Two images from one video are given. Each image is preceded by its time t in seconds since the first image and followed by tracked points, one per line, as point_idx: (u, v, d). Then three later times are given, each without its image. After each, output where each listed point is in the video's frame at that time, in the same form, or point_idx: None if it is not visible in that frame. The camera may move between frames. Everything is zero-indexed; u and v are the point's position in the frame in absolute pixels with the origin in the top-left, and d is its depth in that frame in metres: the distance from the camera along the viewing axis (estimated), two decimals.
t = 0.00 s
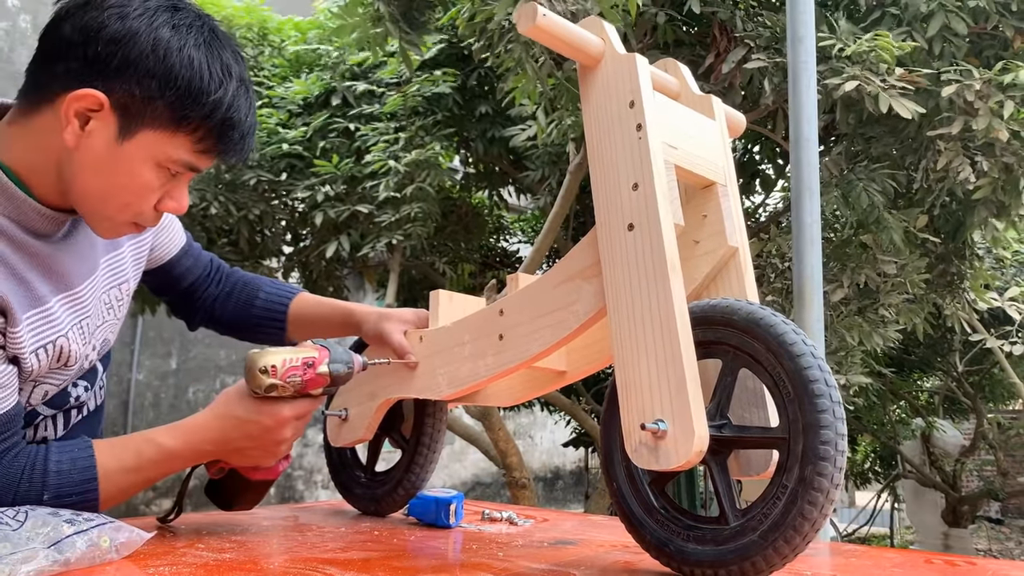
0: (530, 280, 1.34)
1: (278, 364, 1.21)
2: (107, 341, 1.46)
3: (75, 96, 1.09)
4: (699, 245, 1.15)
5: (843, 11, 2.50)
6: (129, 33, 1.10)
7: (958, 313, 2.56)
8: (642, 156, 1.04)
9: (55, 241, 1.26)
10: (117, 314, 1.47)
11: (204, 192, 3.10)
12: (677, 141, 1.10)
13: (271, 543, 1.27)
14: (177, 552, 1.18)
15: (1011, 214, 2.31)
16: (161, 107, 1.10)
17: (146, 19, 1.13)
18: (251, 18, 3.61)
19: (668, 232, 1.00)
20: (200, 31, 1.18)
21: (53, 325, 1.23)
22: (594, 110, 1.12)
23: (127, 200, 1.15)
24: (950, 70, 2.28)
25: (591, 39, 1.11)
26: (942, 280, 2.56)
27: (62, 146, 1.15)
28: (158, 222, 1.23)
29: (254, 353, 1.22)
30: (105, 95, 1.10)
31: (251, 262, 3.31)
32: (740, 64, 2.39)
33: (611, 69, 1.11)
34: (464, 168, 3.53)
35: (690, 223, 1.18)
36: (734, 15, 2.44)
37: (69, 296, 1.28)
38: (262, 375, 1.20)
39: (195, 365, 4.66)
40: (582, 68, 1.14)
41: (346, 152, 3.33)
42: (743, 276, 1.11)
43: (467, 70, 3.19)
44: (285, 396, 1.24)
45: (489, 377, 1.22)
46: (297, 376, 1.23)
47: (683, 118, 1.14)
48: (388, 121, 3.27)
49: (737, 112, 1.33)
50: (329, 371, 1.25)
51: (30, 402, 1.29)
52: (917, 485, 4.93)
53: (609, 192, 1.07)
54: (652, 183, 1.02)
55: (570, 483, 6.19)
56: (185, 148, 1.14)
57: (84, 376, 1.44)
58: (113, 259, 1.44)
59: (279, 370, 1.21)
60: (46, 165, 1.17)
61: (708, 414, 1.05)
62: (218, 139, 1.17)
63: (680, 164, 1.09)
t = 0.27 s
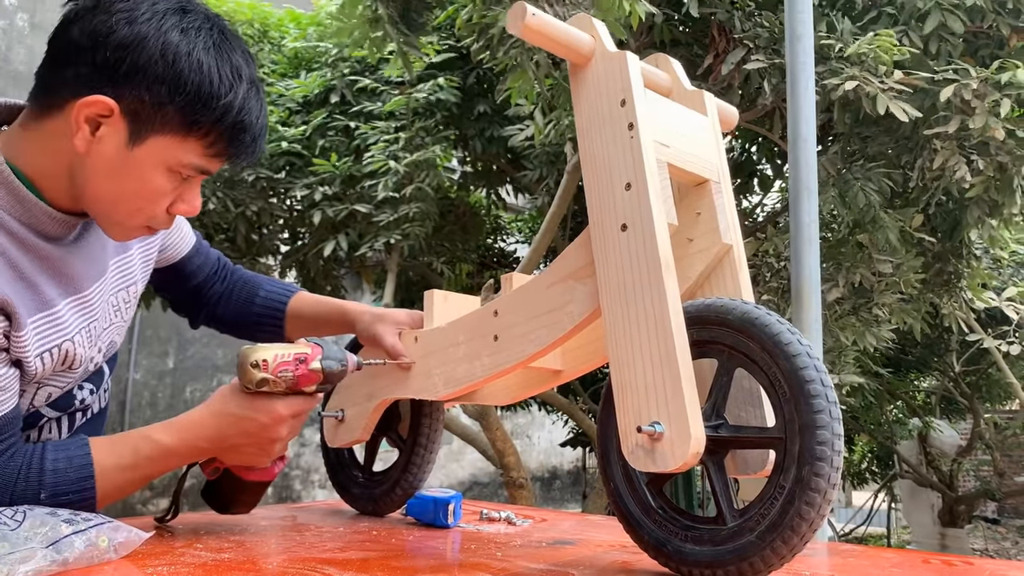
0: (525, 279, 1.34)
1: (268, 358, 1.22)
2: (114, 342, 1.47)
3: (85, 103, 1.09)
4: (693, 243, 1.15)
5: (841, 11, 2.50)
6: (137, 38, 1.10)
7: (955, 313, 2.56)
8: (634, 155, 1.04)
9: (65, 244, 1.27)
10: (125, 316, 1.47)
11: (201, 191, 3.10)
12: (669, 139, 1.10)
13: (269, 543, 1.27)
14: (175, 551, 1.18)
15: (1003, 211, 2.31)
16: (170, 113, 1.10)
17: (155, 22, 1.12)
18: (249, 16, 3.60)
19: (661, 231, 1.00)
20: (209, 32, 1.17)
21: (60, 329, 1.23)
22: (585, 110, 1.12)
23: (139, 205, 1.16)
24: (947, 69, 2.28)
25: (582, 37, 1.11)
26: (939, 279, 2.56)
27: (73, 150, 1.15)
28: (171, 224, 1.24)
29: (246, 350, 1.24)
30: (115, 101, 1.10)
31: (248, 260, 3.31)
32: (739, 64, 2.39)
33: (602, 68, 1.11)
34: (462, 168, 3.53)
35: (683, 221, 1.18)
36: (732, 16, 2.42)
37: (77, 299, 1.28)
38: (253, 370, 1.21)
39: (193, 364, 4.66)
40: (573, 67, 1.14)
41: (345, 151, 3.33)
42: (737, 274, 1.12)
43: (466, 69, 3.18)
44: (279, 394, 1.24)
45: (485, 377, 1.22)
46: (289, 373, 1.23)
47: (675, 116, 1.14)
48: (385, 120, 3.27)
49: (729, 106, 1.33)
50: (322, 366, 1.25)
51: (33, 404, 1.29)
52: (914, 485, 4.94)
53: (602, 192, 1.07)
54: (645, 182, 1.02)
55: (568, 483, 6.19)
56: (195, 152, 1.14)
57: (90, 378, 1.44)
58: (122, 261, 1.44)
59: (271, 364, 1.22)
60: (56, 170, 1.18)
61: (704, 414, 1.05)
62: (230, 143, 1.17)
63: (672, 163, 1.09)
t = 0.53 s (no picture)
0: (526, 279, 1.34)
1: (278, 364, 1.21)
2: (130, 345, 1.48)
3: (120, 114, 1.11)
4: (696, 244, 1.15)
5: (841, 11, 2.50)
6: (179, 54, 1.11)
7: (955, 313, 2.56)
8: (638, 155, 1.04)
9: (86, 248, 1.27)
10: (142, 320, 1.49)
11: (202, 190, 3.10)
12: (673, 140, 1.10)
13: (269, 543, 1.27)
14: (176, 551, 1.18)
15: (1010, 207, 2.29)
16: (205, 130, 1.11)
17: (197, 40, 1.13)
18: (249, 16, 3.60)
19: (664, 231, 1.00)
20: (249, 53, 1.18)
21: (78, 333, 1.24)
22: (589, 111, 1.12)
23: (163, 216, 1.17)
24: (947, 69, 2.28)
25: (586, 38, 1.11)
26: (939, 279, 2.56)
27: (104, 158, 1.16)
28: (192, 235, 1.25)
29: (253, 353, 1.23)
30: (151, 114, 1.11)
31: (249, 259, 3.31)
32: (739, 65, 2.39)
33: (605, 68, 1.11)
34: (462, 167, 3.53)
35: (685, 222, 1.18)
36: (732, 17, 2.42)
37: (96, 302, 1.29)
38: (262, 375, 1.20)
39: (193, 363, 4.65)
40: (576, 68, 1.14)
41: (345, 150, 3.33)
42: (739, 274, 1.12)
43: (466, 68, 3.18)
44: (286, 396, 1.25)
45: (487, 377, 1.22)
46: (297, 377, 1.23)
47: (678, 117, 1.15)
48: (386, 120, 3.27)
49: (732, 108, 1.33)
50: (330, 370, 1.26)
51: (47, 404, 1.30)
52: (914, 485, 4.93)
53: (605, 192, 1.08)
54: (648, 182, 1.02)
55: (568, 483, 6.19)
56: (225, 169, 1.16)
57: (106, 380, 1.45)
58: (140, 266, 1.46)
59: (279, 369, 1.21)
60: (83, 175, 1.19)
61: (706, 414, 1.05)
62: (260, 162, 1.18)
63: (676, 163, 1.09)
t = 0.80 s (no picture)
0: (525, 279, 1.34)
1: (274, 364, 1.21)
2: (135, 344, 1.49)
3: (132, 121, 1.11)
4: (693, 243, 1.15)
5: (841, 12, 2.50)
6: (195, 64, 1.11)
7: (954, 313, 2.56)
8: (636, 155, 1.04)
9: (92, 250, 1.27)
10: (146, 321, 1.49)
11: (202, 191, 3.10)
12: (670, 140, 1.10)
13: (268, 543, 1.27)
14: (175, 551, 1.18)
15: (1000, 212, 2.31)
16: (217, 139, 1.11)
17: (212, 49, 1.13)
18: (249, 16, 3.59)
19: (661, 231, 1.00)
20: (262, 63, 1.18)
21: (81, 333, 1.24)
22: (586, 111, 1.12)
23: (171, 222, 1.18)
24: (947, 70, 2.28)
25: (583, 37, 1.11)
26: (939, 279, 2.56)
27: (113, 163, 1.16)
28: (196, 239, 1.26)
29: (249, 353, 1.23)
30: (164, 122, 1.11)
31: (249, 259, 3.31)
32: (740, 66, 2.39)
33: (603, 68, 1.11)
34: (462, 167, 3.53)
35: (683, 222, 1.18)
36: (733, 18, 2.43)
37: (102, 303, 1.29)
38: (258, 375, 1.21)
39: (193, 364, 4.65)
40: (574, 67, 1.14)
41: (345, 150, 3.33)
42: (737, 274, 1.12)
43: (466, 68, 3.18)
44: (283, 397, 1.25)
45: (485, 377, 1.22)
46: (294, 377, 1.23)
47: (676, 117, 1.14)
48: (386, 120, 3.28)
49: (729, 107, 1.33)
50: (327, 370, 1.26)
51: (49, 404, 1.30)
52: (913, 485, 4.93)
53: (603, 192, 1.07)
54: (646, 183, 1.02)
55: (567, 483, 6.19)
56: (235, 179, 1.16)
57: (108, 380, 1.45)
58: (147, 267, 1.46)
59: (276, 369, 1.22)
60: (92, 178, 1.18)
61: (705, 414, 1.05)
62: (270, 172, 1.19)
63: (673, 163, 1.09)
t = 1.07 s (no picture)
0: (522, 278, 1.34)
1: (274, 361, 1.22)
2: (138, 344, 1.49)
3: (140, 125, 1.10)
4: (690, 241, 1.15)
5: (841, 11, 2.50)
6: (206, 71, 1.11)
7: (954, 312, 2.56)
8: (632, 154, 1.04)
9: (95, 250, 1.27)
10: (149, 321, 1.49)
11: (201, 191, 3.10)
12: (666, 138, 1.10)
13: (268, 542, 1.27)
14: (174, 550, 1.18)
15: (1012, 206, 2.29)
16: (224, 147, 1.12)
17: (224, 57, 1.14)
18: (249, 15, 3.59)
19: (658, 230, 1.00)
20: (271, 72, 1.19)
21: (84, 333, 1.24)
22: (582, 109, 1.12)
23: (173, 226, 1.18)
24: (948, 70, 2.27)
25: (578, 36, 1.11)
26: (939, 278, 2.56)
27: (117, 166, 1.15)
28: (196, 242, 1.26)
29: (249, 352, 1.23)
30: (171, 127, 1.10)
31: (248, 259, 3.31)
32: (740, 66, 2.39)
33: (598, 66, 1.11)
34: (462, 167, 3.53)
35: (680, 220, 1.18)
36: (732, 17, 2.43)
37: (105, 303, 1.29)
38: (257, 373, 1.21)
39: (192, 363, 4.65)
40: (569, 65, 1.14)
41: (345, 150, 3.34)
42: (734, 271, 1.12)
43: (465, 68, 3.18)
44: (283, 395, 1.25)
45: (483, 377, 1.22)
46: (294, 375, 1.23)
47: (672, 115, 1.15)
48: (385, 120, 3.28)
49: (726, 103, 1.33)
50: (327, 368, 1.26)
51: (51, 403, 1.30)
52: (914, 484, 4.93)
53: (599, 191, 1.07)
54: (642, 181, 1.02)
55: (567, 482, 6.19)
56: (238, 185, 1.17)
57: (111, 380, 1.45)
58: (150, 267, 1.46)
59: (276, 366, 1.22)
60: (95, 179, 1.18)
61: (703, 413, 1.05)
62: (274, 180, 1.20)
63: (669, 161, 1.09)
